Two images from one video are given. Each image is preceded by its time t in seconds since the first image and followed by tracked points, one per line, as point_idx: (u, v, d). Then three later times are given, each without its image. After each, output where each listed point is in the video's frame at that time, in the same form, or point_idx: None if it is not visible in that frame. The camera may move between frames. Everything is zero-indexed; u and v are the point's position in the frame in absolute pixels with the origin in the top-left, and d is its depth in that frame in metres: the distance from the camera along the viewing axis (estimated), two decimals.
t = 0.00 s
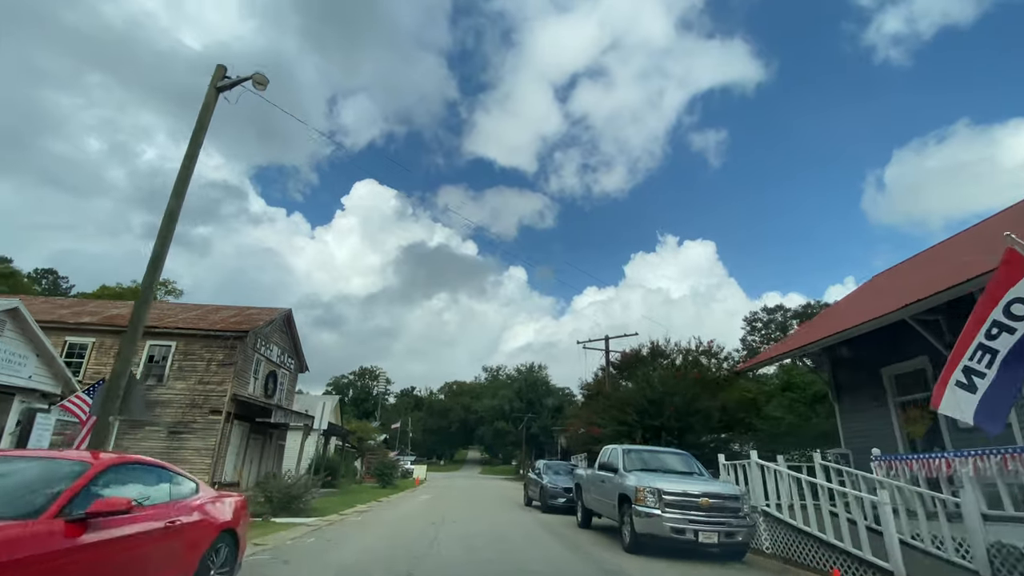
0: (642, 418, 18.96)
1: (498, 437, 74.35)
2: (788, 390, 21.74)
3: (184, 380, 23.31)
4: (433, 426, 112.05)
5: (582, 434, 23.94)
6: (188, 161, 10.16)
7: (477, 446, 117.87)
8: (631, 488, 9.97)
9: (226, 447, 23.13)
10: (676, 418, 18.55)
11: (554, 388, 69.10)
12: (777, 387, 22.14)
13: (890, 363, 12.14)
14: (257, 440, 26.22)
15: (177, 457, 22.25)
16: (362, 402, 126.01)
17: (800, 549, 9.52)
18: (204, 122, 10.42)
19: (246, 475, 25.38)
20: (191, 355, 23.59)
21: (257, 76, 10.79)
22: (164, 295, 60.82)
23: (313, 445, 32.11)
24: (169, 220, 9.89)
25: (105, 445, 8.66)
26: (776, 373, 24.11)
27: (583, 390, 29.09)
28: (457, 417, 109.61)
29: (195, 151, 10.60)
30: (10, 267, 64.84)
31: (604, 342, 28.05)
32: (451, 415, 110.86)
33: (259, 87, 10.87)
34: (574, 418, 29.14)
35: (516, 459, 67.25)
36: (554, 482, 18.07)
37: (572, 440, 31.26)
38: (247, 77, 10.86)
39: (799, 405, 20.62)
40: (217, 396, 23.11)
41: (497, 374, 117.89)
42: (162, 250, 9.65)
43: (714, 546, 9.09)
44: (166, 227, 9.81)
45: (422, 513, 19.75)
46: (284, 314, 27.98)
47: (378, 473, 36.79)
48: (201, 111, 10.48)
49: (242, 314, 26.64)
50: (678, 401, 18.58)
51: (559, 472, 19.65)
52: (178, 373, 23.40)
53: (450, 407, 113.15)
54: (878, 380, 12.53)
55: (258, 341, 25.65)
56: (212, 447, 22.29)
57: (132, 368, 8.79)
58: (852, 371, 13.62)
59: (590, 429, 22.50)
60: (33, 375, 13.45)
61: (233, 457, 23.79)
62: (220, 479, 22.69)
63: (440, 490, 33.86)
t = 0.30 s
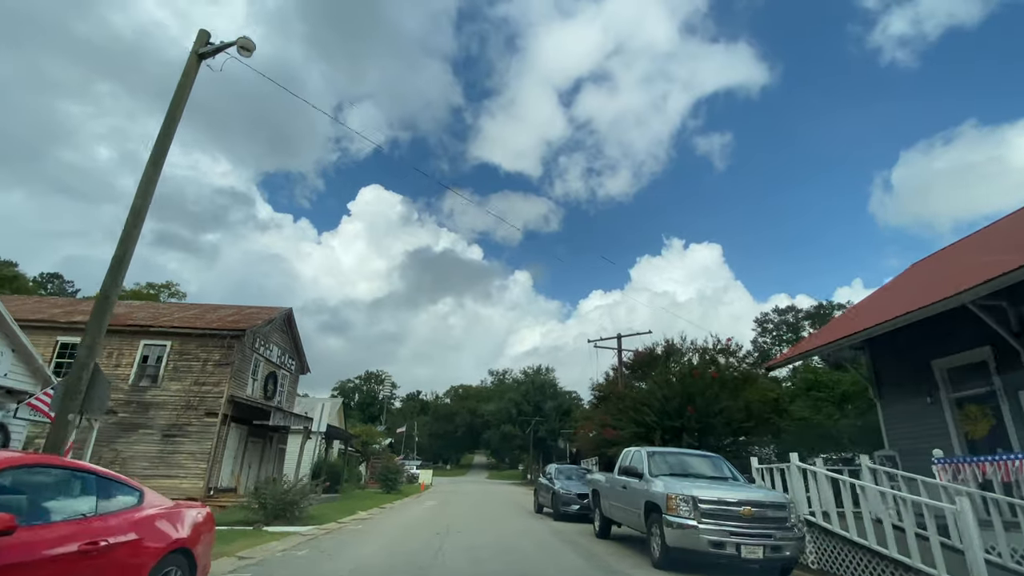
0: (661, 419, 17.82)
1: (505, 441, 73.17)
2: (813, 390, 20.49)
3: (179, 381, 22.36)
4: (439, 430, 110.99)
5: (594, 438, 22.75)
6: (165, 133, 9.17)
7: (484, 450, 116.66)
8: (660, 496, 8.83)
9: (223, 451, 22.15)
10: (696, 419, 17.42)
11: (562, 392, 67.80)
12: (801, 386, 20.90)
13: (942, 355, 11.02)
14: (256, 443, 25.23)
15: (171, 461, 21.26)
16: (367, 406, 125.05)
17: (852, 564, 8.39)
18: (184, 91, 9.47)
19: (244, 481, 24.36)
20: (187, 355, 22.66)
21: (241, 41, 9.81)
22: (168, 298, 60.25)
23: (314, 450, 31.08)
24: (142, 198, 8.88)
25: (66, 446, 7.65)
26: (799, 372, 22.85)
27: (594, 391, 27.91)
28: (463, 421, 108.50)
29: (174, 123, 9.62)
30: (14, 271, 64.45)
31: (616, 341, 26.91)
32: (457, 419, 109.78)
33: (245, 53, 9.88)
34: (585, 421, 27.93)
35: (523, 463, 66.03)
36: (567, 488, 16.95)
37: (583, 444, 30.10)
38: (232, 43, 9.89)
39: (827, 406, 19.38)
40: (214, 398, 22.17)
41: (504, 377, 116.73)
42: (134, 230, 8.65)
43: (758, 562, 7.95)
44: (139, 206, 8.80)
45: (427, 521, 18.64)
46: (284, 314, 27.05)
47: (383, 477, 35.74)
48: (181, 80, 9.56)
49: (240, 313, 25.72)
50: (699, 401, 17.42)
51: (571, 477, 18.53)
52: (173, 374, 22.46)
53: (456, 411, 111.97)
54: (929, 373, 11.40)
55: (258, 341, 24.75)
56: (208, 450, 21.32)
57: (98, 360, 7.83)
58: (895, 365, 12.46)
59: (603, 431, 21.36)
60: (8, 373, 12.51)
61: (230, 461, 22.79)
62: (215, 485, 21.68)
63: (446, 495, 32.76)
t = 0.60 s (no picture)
0: (680, 419, 16.69)
1: (511, 444, 72.00)
2: (842, 388, 19.25)
3: (172, 381, 21.40)
4: (444, 433, 109.96)
5: (608, 439, 21.58)
6: (134, 94, 8.15)
7: (489, 453, 115.51)
8: (695, 503, 7.71)
9: (217, 453, 21.17)
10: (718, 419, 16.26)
11: (569, 394, 66.53)
12: (829, 384, 19.65)
13: (1004, 344, 9.83)
14: (253, 445, 24.23)
15: (163, 464, 20.27)
16: (372, 409, 124.15)
17: None
18: (157, 50, 8.53)
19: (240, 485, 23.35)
20: (180, 354, 21.69)
21: None
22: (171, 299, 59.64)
23: (315, 452, 30.04)
24: (107, 166, 7.88)
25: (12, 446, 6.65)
26: (825, 369, 21.59)
27: (606, 391, 26.72)
28: (468, 424, 107.45)
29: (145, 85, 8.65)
30: (17, 272, 64.01)
31: (628, 338, 25.79)
32: (462, 422, 108.75)
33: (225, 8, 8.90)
34: (597, 423, 26.71)
35: (530, 466, 64.85)
36: (581, 492, 15.88)
37: (594, 446, 28.97)
38: None
39: (858, 404, 18.14)
40: (208, 398, 21.20)
41: (509, 379, 115.58)
42: (97, 202, 7.64)
43: None
44: (101, 175, 7.76)
45: (431, 528, 17.54)
46: (283, 311, 26.06)
47: (385, 481, 34.68)
48: (156, 38, 8.61)
49: (237, 310, 24.75)
50: (722, 399, 16.24)
51: (584, 481, 17.45)
52: (166, 373, 21.49)
53: (462, 414, 110.85)
54: (987, 365, 10.24)
55: (255, 339, 23.78)
56: (201, 453, 20.34)
57: (50, 347, 6.87)
58: (945, 358, 11.28)
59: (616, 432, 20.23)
60: None
61: (225, 464, 21.80)
62: (209, 489, 20.67)
63: (452, 500, 31.68)
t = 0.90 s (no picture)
0: (701, 416, 15.33)
1: (516, 445, 70.77)
2: (871, 383, 18.05)
3: (163, 379, 20.43)
4: (449, 435, 108.88)
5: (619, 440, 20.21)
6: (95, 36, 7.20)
7: (494, 455, 114.30)
8: (740, 509, 6.62)
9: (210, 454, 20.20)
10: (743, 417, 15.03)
11: (575, 394, 65.23)
12: (856, 380, 18.45)
13: None
14: (249, 446, 23.23)
15: (152, 465, 19.33)
16: (376, 411, 123.19)
17: None
18: None
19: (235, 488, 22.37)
20: (171, 350, 20.71)
21: None
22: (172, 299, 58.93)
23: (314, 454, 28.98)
24: (59, 119, 6.93)
25: None
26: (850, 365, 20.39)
27: (618, 389, 25.53)
28: (473, 425, 106.35)
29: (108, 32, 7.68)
30: (18, 273, 63.53)
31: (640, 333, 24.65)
32: (467, 423, 107.67)
33: None
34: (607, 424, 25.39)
35: (536, 468, 63.62)
36: (594, 495, 14.82)
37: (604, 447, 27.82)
38: None
39: (890, 400, 16.95)
40: (200, 397, 20.21)
41: (514, 381, 114.37)
42: (45, 161, 6.67)
43: None
44: (53, 128, 6.81)
45: (433, 534, 16.50)
46: (280, 307, 25.06)
47: (387, 483, 33.57)
48: None
49: (232, 306, 23.77)
50: (746, 395, 15.01)
51: (596, 484, 16.35)
52: (156, 370, 20.52)
53: (466, 415, 109.72)
54: None
55: (250, 335, 22.81)
56: (192, 454, 19.35)
57: None
58: (1004, 347, 10.11)
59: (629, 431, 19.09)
60: None
61: (218, 466, 20.82)
62: (201, 492, 19.70)
63: (456, 503, 30.58)
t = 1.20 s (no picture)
0: (724, 412, 14.02)
1: (521, 446, 69.62)
2: (902, 378, 16.85)
3: (151, 375, 19.44)
4: (452, 436, 107.84)
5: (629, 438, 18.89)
6: None
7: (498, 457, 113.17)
8: (797, 516, 5.53)
9: (200, 455, 19.21)
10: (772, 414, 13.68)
11: (581, 394, 63.98)
12: (886, 375, 17.29)
13: None
14: (243, 446, 22.23)
15: (139, 467, 18.35)
16: (379, 412, 122.21)
17: None
18: None
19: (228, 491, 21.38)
20: (160, 346, 19.72)
21: None
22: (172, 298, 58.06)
23: (312, 454, 27.90)
24: None
25: None
26: (877, 359, 19.21)
27: (628, 387, 24.36)
28: (476, 426, 105.26)
29: None
30: (18, 274, 62.89)
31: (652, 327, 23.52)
32: (470, 424, 106.63)
33: None
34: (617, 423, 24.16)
35: (541, 469, 62.49)
36: (608, 498, 13.74)
37: (614, 447, 26.67)
38: None
39: (925, 395, 15.78)
40: (190, 394, 19.21)
41: (518, 381, 113.15)
42: None
43: None
44: None
45: (434, 540, 15.43)
46: (275, 301, 24.02)
47: (388, 485, 32.46)
48: None
49: (225, 300, 22.76)
50: (775, 392, 13.71)
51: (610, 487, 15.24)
52: (144, 366, 19.54)
53: (469, 416, 108.60)
54: None
55: (244, 330, 21.82)
56: (181, 455, 18.36)
57: None
58: None
59: (642, 430, 17.94)
60: None
61: (210, 467, 19.83)
62: (190, 495, 18.69)
63: (460, 506, 29.46)
